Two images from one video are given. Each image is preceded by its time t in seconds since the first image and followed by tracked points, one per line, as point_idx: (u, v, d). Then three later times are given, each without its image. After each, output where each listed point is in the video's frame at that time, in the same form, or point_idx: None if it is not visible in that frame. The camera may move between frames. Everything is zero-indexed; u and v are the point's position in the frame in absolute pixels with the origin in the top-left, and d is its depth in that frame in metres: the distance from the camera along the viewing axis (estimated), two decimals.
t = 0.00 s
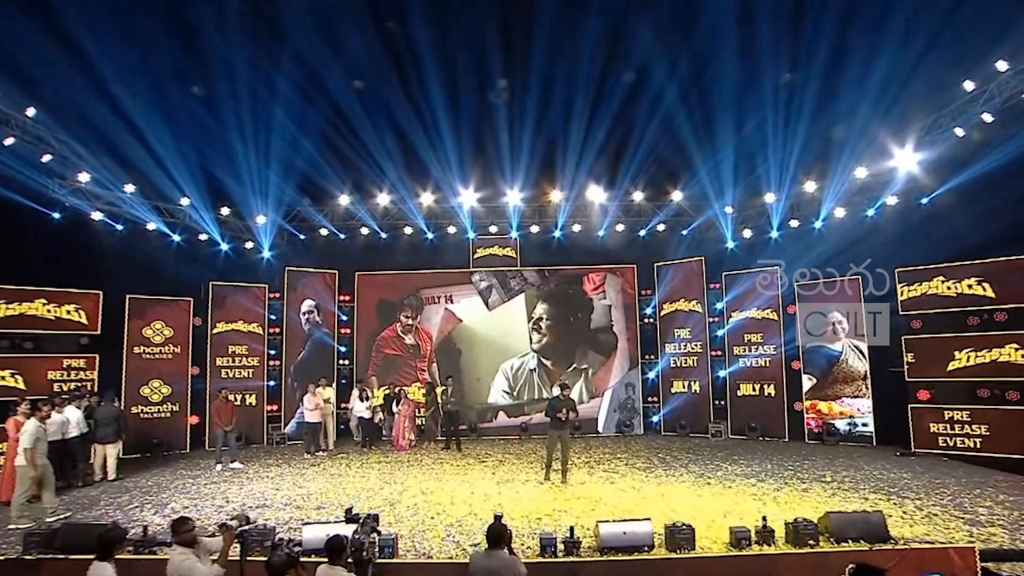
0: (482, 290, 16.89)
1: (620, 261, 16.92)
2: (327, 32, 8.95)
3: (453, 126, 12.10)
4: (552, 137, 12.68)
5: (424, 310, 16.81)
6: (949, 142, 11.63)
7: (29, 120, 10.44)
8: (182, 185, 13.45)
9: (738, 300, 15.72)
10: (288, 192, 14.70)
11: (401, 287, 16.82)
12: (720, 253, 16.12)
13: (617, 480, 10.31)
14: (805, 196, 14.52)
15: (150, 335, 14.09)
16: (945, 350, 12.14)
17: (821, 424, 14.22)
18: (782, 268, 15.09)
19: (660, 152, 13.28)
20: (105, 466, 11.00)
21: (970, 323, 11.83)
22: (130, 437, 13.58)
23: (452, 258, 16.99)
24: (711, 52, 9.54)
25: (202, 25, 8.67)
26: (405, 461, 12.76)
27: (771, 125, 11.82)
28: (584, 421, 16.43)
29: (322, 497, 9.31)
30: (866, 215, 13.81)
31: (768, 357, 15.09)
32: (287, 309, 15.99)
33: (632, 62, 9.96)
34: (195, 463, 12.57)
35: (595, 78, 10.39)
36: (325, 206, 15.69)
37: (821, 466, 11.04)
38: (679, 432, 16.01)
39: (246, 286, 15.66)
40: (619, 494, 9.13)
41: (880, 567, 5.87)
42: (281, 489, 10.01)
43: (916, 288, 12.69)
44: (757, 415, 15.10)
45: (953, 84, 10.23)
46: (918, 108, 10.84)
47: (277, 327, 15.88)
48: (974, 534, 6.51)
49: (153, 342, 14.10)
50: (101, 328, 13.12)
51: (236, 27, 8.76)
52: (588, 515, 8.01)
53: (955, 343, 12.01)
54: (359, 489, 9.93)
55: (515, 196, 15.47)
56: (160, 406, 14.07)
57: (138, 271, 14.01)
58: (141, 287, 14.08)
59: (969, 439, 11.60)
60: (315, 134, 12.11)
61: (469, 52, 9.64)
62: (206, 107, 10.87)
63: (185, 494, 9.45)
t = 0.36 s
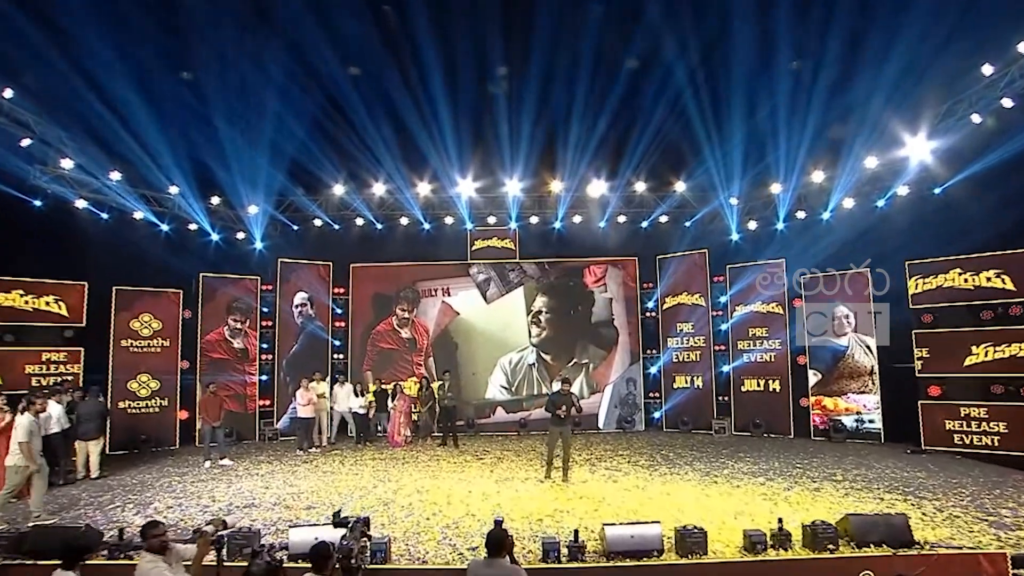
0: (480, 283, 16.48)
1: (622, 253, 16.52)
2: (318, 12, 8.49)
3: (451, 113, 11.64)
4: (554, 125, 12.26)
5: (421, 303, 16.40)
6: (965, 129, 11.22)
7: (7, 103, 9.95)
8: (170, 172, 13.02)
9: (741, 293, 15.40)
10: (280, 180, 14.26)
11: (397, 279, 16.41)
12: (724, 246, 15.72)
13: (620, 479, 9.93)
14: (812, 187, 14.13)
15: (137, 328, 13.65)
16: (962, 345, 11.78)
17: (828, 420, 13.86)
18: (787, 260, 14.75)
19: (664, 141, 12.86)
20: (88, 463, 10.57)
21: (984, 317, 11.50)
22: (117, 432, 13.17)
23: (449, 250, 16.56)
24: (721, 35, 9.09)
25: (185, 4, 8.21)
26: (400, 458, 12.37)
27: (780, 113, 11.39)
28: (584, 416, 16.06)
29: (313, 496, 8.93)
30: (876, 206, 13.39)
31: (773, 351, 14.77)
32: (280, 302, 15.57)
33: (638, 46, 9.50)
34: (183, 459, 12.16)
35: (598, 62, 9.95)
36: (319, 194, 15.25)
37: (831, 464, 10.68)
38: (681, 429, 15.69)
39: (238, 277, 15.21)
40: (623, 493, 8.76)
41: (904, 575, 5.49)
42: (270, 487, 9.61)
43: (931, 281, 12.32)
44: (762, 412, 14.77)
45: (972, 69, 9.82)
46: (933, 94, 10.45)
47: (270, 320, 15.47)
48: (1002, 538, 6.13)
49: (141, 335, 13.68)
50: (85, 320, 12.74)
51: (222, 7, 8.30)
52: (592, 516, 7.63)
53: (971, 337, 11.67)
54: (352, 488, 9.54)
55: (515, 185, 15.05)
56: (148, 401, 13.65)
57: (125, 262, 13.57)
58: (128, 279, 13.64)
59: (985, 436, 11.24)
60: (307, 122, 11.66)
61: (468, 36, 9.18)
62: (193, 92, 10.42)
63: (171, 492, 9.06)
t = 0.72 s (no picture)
0: (480, 277, 16.18)
1: (625, 247, 16.21)
2: None
3: (451, 104, 11.30)
4: (557, 117, 11.90)
5: (419, 298, 16.09)
6: (980, 120, 10.89)
7: None
8: (162, 164, 12.67)
9: (747, 289, 15.04)
10: (276, 173, 13.91)
11: (396, 274, 16.10)
12: (729, 240, 15.41)
13: (625, 478, 9.62)
14: (820, 180, 13.81)
15: (130, 323, 13.36)
16: (978, 341, 11.43)
17: (836, 418, 13.57)
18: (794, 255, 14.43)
19: (669, 133, 12.53)
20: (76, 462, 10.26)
21: (997, 312, 11.27)
22: (108, 429, 12.85)
23: (448, 243, 16.25)
24: (732, 22, 8.74)
25: None
26: (398, 456, 12.06)
27: (790, 104, 11.04)
28: (585, 414, 15.76)
29: (307, 497, 8.63)
30: (886, 198, 13.10)
31: (779, 348, 14.44)
32: (276, 297, 15.24)
33: (645, 34, 9.15)
34: (175, 457, 11.85)
35: (604, 51, 9.59)
36: (316, 187, 14.93)
37: (841, 464, 10.38)
38: (685, 427, 15.36)
39: (232, 272, 14.88)
40: (628, 494, 8.45)
41: None
42: (263, 487, 9.30)
43: (948, 275, 11.96)
44: (767, 409, 14.47)
45: (989, 56, 9.49)
46: (949, 84, 10.12)
47: (266, 315, 15.16)
48: None
49: (133, 330, 13.38)
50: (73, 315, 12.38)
51: None
52: (597, 518, 7.32)
53: (988, 333, 11.32)
54: (348, 488, 9.23)
55: (516, 178, 14.72)
56: (141, 398, 13.33)
57: (117, 256, 13.27)
58: (119, 273, 13.34)
59: (1004, 435, 10.90)
60: (302, 113, 11.31)
61: (469, 23, 8.83)
62: (184, 83, 10.07)
63: (160, 492, 8.75)
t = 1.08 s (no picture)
0: (479, 272, 15.84)
1: (627, 242, 15.88)
2: None
3: (450, 94, 10.92)
4: (559, 108, 11.53)
5: (417, 293, 15.75)
6: (997, 109, 10.54)
7: None
8: (151, 157, 12.25)
9: (751, 285, 14.79)
10: (270, 165, 13.50)
11: (393, 268, 15.75)
12: (734, 235, 15.07)
13: (629, 479, 9.29)
14: (828, 173, 13.47)
15: (120, 318, 13.01)
16: (994, 339, 11.18)
17: (844, 417, 13.25)
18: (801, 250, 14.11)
19: (675, 124, 12.16)
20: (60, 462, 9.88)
21: (1012, 308, 11.02)
22: (97, 426, 12.49)
23: (447, 237, 15.89)
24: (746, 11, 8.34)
25: None
26: (395, 456, 11.72)
27: (802, 97, 10.65)
28: (586, 412, 15.43)
29: (299, 499, 8.29)
30: (897, 190, 12.76)
31: (785, 345, 14.14)
32: (270, 292, 14.90)
33: (654, 24, 8.75)
34: (165, 457, 11.50)
35: (611, 41, 9.20)
36: (312, 180, 14.56)
37: (852, 464, 10.05)
38: (688, 425, 15.10)
39: (225, 266, 14.52)
40: (634, 496, 8.11)
41: None
42: (254, 488, 8.95)
43: (963, 270, 11.66)
44: (773, 408, 14.16)
45: (1009, 45, 9.14)
46: (966, 74, 9.77)
47: (259, 311, 14.80)
48: None
49: (122, 325, 13.02)
50: (57, 309, 12.01)
51: None
52: (602, 522, 6.99)
53: (1005, 331, 11.06)
54: (342, 489, 8.89)
55: (516, 171, 14.36)
56: (131, 395, 12.97)
57: (105, 250, 12.89)
58: (108, 268, 12.97)
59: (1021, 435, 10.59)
60: (296, 103, 10.93)
61: (470, 11, 8.42)
62: (173, 74, 9.67)
63: (146, 494, 8.38)
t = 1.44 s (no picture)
0: (476, 268, 15.48)
1: (627, 237, 15.56)
2: None
3: (446, 84, 10.55)
4: (559, 99, 11.17)
5: (413, 289, 15.40)
6: (1010, 99, 10.24)
7: None
8: (138, 148, 11.84)
9: (753, 281, 14.50)
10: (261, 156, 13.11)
11: (388, 263, 15.39)
12: (737, 229, 14.76)
13: (632, 480, 8.98)
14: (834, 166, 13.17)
15: (105, 314, 12.63)
16: (1010, 335, 10.90)
17: (849, 415, 12.96)
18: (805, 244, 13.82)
19: (677, 116, 11.81)
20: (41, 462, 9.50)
21: None
22: (82, 425, 12.10)
23: (443, 232, 15.54)
24: None
25: None
26: (390, 456, 11.38)
27: (811, 88, 10.29)
28: (585, 410, 15.12)
29: (289, 502, 7.94)
30: (904, 183, 12.48)
31: (789, 342, 13.85)
32: (262, 288, 14.51)
33: (659, 9, 8.39)
34: (153, 456, 11.15)
35: (614, 28, 8.83)
36: (305, 172, 14.19)
37: (860, 464, 9.76)
38: (689, 424, 14.83)
39: (215, 261, 14.15)
40: (638, 499, 7.78)
41: None
42: (242, 490, 8.60)
43: (977, 265, 11.34)
44: (776, 406, 13.87)
45: None
46: (979, 64, 9.46)
47: (251, 307, 14.43)
48: None
49: (108, 321, 12.63)
50: (36, 305, 11.61)
51: None
52: (606, 526, 6.67)
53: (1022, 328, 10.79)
54: (334, 491, 8.56)
55: (514, 164, 14.01)
56: (118, 392, 12.59)
57: (91, 244, 12.51)
58: (93, 263, 12.59)
59: None
60: (287, 94, 10.55)
61: None
62: (159, 63, 9.29)
63: (129, 496, 8.02)
